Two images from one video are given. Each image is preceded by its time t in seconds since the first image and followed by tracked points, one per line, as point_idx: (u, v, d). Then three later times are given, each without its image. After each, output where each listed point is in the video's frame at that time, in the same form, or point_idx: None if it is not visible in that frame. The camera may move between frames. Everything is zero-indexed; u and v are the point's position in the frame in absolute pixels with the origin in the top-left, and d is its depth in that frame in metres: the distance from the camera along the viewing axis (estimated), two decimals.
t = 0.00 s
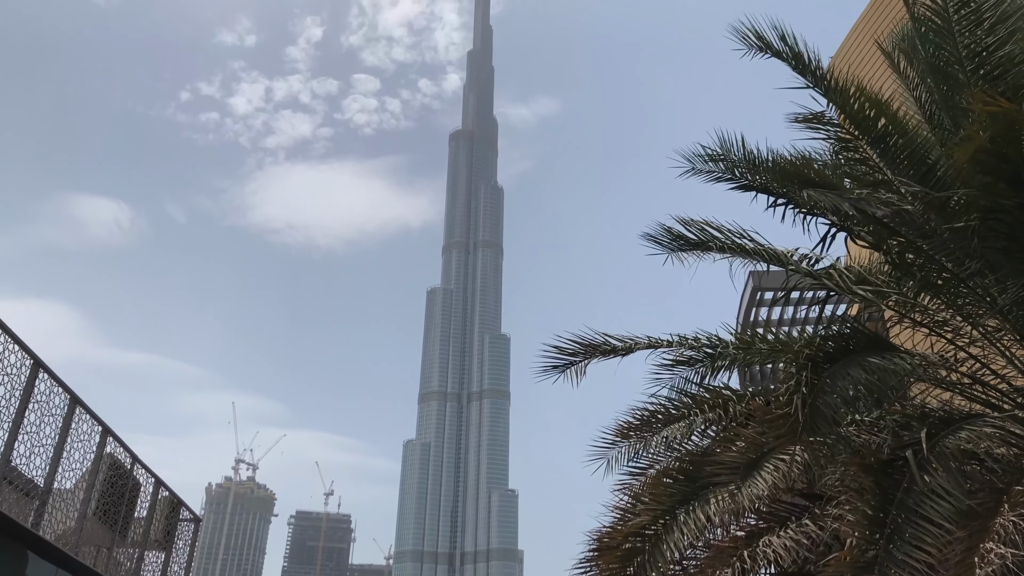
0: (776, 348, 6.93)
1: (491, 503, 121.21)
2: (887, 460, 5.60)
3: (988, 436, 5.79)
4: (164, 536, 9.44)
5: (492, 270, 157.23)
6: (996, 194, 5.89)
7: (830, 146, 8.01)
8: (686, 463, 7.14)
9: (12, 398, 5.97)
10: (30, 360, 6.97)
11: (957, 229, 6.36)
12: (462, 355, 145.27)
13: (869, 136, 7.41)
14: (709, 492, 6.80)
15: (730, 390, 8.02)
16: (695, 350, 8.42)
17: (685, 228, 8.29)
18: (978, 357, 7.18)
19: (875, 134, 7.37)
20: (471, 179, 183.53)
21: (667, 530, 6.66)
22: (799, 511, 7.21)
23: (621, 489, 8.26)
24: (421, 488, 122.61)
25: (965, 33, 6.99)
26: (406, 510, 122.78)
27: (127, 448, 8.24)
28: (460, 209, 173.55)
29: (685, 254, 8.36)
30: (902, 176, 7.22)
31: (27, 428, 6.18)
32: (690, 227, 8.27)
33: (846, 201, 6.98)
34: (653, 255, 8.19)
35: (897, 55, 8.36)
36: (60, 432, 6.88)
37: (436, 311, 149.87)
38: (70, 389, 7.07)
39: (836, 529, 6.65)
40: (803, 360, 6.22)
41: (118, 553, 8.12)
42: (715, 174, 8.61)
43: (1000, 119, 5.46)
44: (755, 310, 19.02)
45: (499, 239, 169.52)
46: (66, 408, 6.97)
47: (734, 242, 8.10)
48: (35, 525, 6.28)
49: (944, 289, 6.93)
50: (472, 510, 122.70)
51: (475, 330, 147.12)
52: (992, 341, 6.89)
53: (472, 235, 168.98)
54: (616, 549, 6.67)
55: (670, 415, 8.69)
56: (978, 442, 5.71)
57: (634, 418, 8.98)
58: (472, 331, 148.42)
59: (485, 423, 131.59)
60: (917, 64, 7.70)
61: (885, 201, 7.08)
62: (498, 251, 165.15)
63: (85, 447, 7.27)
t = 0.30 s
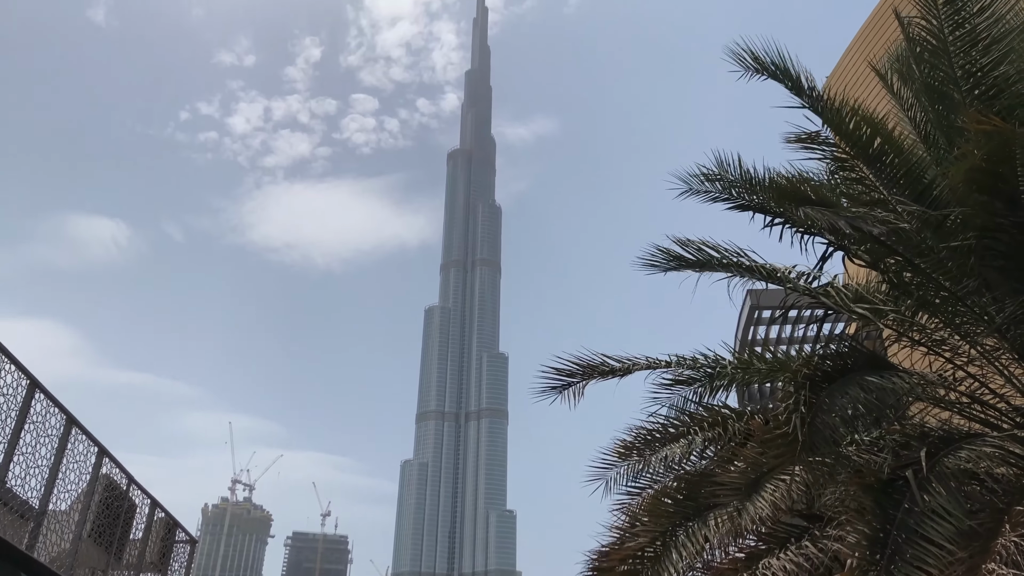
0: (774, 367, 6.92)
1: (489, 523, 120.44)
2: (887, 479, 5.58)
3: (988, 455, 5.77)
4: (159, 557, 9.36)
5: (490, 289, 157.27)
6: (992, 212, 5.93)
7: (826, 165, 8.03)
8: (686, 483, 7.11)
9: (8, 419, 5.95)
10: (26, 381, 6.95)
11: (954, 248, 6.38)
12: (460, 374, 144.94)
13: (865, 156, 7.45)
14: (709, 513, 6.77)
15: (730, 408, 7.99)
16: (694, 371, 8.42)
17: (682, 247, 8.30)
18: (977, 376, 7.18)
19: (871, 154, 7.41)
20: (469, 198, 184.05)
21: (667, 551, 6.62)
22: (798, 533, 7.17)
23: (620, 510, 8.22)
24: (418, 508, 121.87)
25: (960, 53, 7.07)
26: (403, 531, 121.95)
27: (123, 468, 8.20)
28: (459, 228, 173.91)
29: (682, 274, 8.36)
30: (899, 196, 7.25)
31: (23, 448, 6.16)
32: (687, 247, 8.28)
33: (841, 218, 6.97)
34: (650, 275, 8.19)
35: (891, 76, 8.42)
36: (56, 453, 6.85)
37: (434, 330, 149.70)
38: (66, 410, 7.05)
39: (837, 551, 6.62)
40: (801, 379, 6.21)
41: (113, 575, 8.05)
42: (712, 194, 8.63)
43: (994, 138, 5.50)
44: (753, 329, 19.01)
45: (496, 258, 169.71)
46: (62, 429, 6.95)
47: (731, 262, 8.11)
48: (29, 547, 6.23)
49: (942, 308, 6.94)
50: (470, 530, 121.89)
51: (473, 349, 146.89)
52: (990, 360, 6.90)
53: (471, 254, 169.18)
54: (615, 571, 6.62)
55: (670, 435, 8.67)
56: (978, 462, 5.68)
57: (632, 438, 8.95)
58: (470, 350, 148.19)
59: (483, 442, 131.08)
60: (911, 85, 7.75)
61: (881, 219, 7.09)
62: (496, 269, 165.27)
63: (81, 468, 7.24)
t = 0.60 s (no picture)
0: (773, 389, 6.92)
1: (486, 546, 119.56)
2: (887, 501, 5.57)
3: (988, 477, 5.76)
4: None
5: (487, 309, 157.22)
6: (988, 234, 5.95)
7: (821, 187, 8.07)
8: (685, 505, 7.08)
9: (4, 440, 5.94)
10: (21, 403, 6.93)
11: (951, 269, 6.40)
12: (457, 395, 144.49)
13: (860, 178, 7.50)
14: (709, 536, 6.74)
15: (727, 429, 7.96)
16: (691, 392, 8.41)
17: (679, 269, 8.32)
18: (976, 398, 7.18)
19: (866, 176, 7.46)
20: (467, 218, 184.52)
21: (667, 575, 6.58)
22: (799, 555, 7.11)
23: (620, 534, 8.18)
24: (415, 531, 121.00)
25: (955, 76, 7.18)
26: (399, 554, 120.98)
27: (119, 490, 8.15)
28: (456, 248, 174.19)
29: (679, 296, 8.38)
30: (894, 218, 7.28)
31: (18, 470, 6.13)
32: (684, 269, 8.30)
33: (838, 237, 6.99)
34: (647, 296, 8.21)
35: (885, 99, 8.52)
36: (50, 475, 6.81)
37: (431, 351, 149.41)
38: (62, 432, 7.03)
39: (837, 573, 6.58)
40: (799, 401, 6.21)
41: None
42: (709, 216, 8.68)
43: (988, 161, 5.56)
44: (750, 350, 19.02)
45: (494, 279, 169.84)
46: (58, 451, 6.92)
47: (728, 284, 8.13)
48: (24, 570, 6.18)
49: (940, 329, 6.96)
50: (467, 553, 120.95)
51: (470, 369, 146.56)
52: (988, 381, 6.91)
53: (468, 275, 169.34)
54: None
55: (668, 456, 8.65)
56: (978, 483, 5.66)
57: (631, 460, 8.92)
58: (467, 370, 147.85)
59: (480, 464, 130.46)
60: (905, 108, 7.82)
61: (877, 240, 7.11)
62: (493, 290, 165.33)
63: (76, 489, 7.20)
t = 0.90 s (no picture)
0: (774, 410, 6.88)
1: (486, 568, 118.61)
2: (891, 524, 5.54)
3: (992, 499, 5.71)
4: None
5: (487, 330, 157.06)
6: (988, 255, 5.96)
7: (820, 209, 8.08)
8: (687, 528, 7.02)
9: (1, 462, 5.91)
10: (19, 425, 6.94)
11: (951, 290, 6.41)
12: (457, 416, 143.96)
13: (859, 199, 7.52)
14: (712, 559, 6.66)
15: (728, 450, 7.89)
16: (691, 415, 8.37)
17: (678, 290, 8.32)
18: (977, 420, 7.14)
19: (865, 197, 7.47)
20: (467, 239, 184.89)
21: None
22: None
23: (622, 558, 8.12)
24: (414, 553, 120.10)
25: (953, 98, 7.22)
26: None
27: (116, 513, 8.10)
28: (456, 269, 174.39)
29: (678, 316, 8.36)
30: (893, 238, 7.27)
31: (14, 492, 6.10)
32: (683, 289, 8.29)
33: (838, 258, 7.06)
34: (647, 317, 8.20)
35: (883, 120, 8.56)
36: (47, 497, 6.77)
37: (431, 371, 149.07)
38: (59, 454, 6.99)
39: None
40: (801, 422, 6.18)
41: None
42: (709, 235, 8.69)
43: (987, 182, 5.57)
44: (750, 371, 18.97)
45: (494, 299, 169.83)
46: (55, 473, 6.89)
47: (727, 305, 8.12)
48: None
49: (940, 350, 6.95)
50: None
51: (470, 390, 146.11)
52: (990, 403, 6.88)
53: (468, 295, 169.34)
54: None
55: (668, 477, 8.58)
56: (981, 505, 5.60)
57: (631, 482, 8.87)
58: (467, 391, 147.40)
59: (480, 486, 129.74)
60: (902, 129, 7.84)
61: (877, 260, 7.13)
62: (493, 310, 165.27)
63: (73, 512, 7.15)
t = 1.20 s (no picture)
0: (774, 431, 6.88)
1: None
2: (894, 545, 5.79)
3: (994, 520, 5.70)
4: None
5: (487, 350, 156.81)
6: (986, 276, 6.02)
7: (818, 231, 8.12)
8: (688, 550, 6.99)
9: None
10: (19, 448, 7.00)
11: (950, 311, 6.45)
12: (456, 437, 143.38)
13: (857, 220, 7.56)
14: None
15: (729, 471, 7.91)
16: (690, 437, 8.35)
17: (677, 311, 8.35)
18: (978, 441, 7.13)
19: (863, 218, 7.51)
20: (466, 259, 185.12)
21: None
22: None
23: None
24: None
25: (949, 120, 7.29)
26: None
27: (114, 536, 8.08)
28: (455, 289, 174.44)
29: (677, 337, 8.38)
30: (891, 259, 7.31)
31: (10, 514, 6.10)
32: (682, 311, 8.33)
33: (838, 279, 6.73)
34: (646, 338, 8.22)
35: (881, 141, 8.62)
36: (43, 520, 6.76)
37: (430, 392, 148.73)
38: (57, 477, 7.00)
39: None
40: (802, 444, 6.19)
41: None
42: (709, 253, 8.72)
43: (986, 205, 5.65)
44: (750, 392, 18.94)
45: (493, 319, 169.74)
46: (52, 495, 6.89)
47: (726, 326, 8.15)
48: None
49: (940, 371, 6.96)
50: None
51: (469, 411, 145.62)
52: (990, 424, 6.88)
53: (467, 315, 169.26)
54: None
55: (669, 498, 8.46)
56: (983, 527, 5.58)
57: (630, 505, 8.82)
58: (466, 412, 146.90)
59: (479, 507, 128.95)
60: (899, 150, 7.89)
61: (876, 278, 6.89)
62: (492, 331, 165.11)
63: (70, 535, 7.14)
